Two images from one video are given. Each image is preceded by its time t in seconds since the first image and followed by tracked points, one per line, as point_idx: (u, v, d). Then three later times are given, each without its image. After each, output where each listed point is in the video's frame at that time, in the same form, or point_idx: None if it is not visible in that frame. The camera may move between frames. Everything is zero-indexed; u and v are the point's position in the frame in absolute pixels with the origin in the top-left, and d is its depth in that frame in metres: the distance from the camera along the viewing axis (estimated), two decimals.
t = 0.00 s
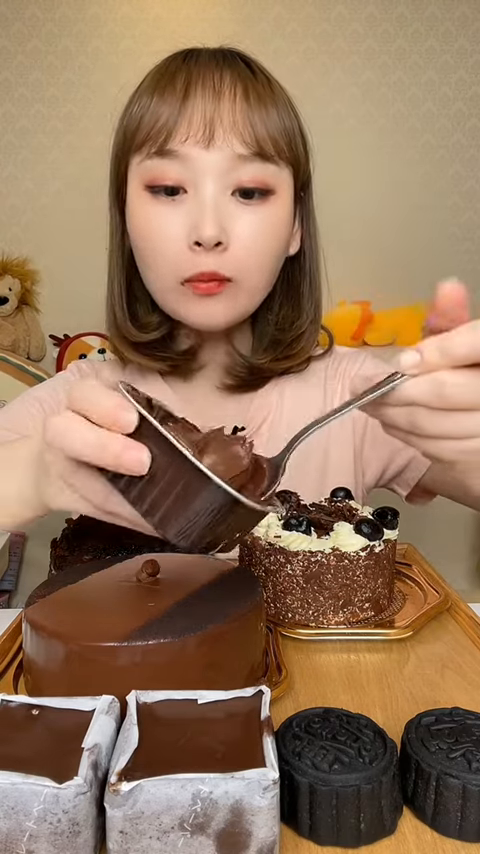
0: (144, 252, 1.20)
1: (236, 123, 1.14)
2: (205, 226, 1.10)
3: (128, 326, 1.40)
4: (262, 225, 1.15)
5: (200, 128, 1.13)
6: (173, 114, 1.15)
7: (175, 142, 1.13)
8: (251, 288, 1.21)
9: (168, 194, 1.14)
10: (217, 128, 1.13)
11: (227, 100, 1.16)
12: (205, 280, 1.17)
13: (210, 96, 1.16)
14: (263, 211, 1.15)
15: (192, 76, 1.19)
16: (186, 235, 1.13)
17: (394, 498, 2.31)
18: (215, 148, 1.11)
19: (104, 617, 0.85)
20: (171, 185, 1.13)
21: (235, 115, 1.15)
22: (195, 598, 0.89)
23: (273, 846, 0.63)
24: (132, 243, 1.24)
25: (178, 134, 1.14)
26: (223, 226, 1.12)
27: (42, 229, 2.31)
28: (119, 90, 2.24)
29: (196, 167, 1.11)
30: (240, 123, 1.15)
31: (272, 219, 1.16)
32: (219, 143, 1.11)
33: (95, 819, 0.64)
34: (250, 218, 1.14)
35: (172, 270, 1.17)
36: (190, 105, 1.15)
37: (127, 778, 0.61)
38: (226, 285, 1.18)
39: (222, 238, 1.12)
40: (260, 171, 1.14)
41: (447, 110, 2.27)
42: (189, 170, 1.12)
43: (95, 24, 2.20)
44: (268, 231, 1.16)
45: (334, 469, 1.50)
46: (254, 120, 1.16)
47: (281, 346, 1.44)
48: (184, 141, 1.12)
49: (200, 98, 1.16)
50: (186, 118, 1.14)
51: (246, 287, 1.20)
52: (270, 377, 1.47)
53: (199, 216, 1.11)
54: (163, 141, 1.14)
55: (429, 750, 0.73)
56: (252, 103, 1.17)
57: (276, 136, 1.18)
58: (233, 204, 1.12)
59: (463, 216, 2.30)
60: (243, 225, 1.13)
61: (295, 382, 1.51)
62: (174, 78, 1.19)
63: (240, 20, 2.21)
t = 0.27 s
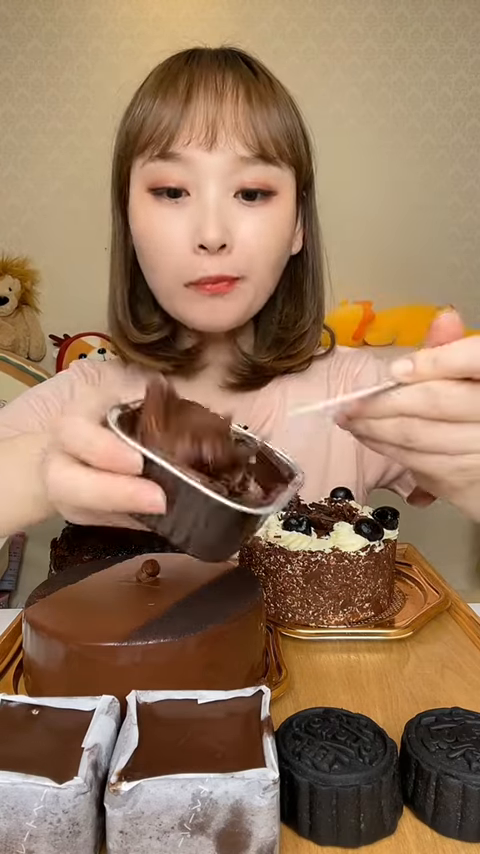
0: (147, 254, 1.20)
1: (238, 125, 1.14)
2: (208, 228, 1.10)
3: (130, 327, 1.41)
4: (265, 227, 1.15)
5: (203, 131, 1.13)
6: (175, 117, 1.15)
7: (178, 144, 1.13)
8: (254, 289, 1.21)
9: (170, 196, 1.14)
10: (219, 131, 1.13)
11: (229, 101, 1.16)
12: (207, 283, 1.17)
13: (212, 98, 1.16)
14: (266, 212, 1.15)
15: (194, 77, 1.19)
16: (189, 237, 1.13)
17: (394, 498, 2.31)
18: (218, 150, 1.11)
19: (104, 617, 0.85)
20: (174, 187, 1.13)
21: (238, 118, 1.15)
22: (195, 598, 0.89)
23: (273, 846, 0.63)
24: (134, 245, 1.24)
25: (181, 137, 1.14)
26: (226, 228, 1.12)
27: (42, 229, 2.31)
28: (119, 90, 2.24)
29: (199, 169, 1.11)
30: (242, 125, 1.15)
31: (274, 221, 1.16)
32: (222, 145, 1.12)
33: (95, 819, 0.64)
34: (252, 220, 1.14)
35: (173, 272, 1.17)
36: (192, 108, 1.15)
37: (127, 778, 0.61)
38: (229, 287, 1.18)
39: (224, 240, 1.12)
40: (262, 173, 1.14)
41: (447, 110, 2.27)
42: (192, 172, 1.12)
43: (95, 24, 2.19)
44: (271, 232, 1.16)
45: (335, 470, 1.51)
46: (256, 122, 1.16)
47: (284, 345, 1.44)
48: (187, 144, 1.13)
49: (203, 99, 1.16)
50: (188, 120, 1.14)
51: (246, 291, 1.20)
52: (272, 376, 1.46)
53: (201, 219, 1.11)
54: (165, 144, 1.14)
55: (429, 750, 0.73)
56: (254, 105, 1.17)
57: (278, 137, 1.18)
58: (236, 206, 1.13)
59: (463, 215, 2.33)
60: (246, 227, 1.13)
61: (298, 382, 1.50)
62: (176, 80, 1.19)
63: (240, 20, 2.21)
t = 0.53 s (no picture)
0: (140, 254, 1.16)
1: (225, 120, 1.07)
2: (204, 227, 1.07)
3: (131, 330, 1.39)
4: (262, 223, 1.11)
5: (191, 132, 1.05)
6: (162, 119, 1.06)
7: (167, 148, 1.06)
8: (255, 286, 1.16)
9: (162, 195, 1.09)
10: (208, 130, 1.06)
11: (215, 98, 1.07)
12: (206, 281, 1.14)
13: (197, 95, 1.07)
14: (260, 209, 1.10)
15: (179, 77, 1.08)
16: (184, 238, 1.10)
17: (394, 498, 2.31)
18: (207, 150, 1.05)
19: (105, 617, 0.85)
20: (165, 186, 1.08)
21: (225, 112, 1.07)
22: (195, 598, 0.89)
23: (273, 846, 0.63)
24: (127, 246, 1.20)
25: (170, 140, 1.06)
26: (221, 225, 1.08)
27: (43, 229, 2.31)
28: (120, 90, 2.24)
29: (190, 169, 1.06)
30: (229, 118, 1.07)
31: (270, 219, 1.12)
32: (211, 145, 1.06)
33: (95, 819, 0.64)
34: (249, 216, 1.09)
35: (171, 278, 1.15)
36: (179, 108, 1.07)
37: (127, 778, 0.61)
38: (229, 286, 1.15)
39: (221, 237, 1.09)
40: (255, 169, 1.09)
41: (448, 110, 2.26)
42: (182, 173, 1.07)
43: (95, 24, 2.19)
44: (267, 228, 1.12)
45: (335, 471, 1.51)
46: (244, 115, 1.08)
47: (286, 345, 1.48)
48: (177, 146, 1.06)
49: (188, 95, 1.07)
50: (176, 121, 1.06)
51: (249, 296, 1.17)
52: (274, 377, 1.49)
53: (197, 219, 1.08)
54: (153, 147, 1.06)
55: (429, 750, 0.73)
56: (240, 97, 1.08)
57: (267, 130, 1.10)
58: (230, 203, 1.08)
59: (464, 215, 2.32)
60: (243, 223, 1.09)
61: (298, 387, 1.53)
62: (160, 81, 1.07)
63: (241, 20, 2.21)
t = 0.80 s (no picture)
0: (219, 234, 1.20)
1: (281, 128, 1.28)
2: (292, 196, 1.18)
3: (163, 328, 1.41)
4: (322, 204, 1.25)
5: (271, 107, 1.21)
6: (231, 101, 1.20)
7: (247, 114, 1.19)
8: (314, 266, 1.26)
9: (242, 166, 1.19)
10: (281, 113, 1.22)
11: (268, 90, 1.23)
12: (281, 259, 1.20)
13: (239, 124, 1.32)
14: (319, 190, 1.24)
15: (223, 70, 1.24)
16: (269, 209, 1.17)
17: (395, 498, 2.31)
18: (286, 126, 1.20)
19: (105, 617, 0.85)
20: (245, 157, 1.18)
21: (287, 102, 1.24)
22: (195, 598, 0.89)
23: (273, 846, 0.63)
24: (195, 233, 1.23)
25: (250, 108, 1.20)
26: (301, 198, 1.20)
27: (42, 229, 2.31)
28: (119, 90, 2.25)
29: (270, 137, 1.19)
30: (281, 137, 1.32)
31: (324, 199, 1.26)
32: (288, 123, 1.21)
33: (95, 819, 0.64)
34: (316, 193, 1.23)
35: (242, 254, 1.20)
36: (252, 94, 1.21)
37: (127, 778, 0.61)
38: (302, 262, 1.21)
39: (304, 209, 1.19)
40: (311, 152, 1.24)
41: (447, 110, 2.27)
42: (263, 142, 1.18)
43: (95, 24, 2.20)
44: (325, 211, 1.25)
45: (336, 470, 1.48)
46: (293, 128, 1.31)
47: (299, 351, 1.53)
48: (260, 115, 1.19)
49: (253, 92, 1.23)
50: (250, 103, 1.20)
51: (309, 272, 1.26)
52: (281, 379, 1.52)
53: (286, 191, 1.17)
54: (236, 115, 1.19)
55: (429, 750, 0.73)
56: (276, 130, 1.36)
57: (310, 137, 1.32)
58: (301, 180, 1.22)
59: (464, 215, 2.32)
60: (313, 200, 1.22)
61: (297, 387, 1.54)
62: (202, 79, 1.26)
63: (241, 20, 2.21)
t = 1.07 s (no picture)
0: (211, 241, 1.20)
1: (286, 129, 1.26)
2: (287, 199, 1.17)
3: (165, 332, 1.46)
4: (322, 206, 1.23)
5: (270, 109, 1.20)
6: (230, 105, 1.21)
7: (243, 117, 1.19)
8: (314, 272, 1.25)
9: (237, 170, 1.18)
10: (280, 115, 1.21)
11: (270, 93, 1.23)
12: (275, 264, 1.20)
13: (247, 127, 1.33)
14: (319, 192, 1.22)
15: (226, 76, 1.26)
16: (263, 214, 1.17)
17: (395, 498, 2.31)
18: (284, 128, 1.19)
19: (105, 617, 0.85)
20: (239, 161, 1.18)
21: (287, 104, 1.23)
22: (195, 598, 0.89)
23: (273, 846, 0.63)
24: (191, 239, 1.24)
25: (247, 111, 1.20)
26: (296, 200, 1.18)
27: (42, 229, 2.31)
28: (119, 90, 2.25)
29: (265, 140, 1.18)
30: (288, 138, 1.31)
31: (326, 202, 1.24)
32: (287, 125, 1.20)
33: (95, 819, 0.64)
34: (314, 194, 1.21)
35: (237, 256, 1.19)
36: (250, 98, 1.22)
37: (127, 778, 0.60)
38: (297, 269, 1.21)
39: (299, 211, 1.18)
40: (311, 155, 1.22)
41: (447, 110, 2.27)
42: (258, 144, 1.18)
43: (95, 24, 2.20)
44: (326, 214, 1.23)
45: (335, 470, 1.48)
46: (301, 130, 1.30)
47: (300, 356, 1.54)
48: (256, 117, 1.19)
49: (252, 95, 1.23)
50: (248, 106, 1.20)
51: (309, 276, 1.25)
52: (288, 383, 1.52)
53: (279, 193, 1.16)
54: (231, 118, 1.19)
55: (429, 750, 0.73)
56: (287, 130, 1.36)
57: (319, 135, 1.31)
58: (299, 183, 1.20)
59: (464, 215, 2.32)
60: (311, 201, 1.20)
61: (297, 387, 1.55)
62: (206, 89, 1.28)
63: (241, 20, 2.21)
